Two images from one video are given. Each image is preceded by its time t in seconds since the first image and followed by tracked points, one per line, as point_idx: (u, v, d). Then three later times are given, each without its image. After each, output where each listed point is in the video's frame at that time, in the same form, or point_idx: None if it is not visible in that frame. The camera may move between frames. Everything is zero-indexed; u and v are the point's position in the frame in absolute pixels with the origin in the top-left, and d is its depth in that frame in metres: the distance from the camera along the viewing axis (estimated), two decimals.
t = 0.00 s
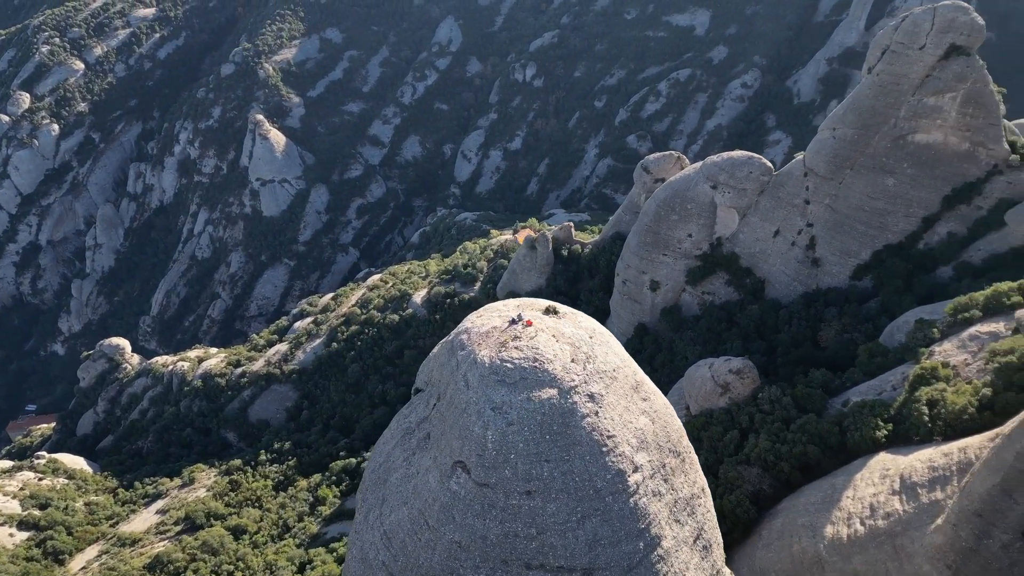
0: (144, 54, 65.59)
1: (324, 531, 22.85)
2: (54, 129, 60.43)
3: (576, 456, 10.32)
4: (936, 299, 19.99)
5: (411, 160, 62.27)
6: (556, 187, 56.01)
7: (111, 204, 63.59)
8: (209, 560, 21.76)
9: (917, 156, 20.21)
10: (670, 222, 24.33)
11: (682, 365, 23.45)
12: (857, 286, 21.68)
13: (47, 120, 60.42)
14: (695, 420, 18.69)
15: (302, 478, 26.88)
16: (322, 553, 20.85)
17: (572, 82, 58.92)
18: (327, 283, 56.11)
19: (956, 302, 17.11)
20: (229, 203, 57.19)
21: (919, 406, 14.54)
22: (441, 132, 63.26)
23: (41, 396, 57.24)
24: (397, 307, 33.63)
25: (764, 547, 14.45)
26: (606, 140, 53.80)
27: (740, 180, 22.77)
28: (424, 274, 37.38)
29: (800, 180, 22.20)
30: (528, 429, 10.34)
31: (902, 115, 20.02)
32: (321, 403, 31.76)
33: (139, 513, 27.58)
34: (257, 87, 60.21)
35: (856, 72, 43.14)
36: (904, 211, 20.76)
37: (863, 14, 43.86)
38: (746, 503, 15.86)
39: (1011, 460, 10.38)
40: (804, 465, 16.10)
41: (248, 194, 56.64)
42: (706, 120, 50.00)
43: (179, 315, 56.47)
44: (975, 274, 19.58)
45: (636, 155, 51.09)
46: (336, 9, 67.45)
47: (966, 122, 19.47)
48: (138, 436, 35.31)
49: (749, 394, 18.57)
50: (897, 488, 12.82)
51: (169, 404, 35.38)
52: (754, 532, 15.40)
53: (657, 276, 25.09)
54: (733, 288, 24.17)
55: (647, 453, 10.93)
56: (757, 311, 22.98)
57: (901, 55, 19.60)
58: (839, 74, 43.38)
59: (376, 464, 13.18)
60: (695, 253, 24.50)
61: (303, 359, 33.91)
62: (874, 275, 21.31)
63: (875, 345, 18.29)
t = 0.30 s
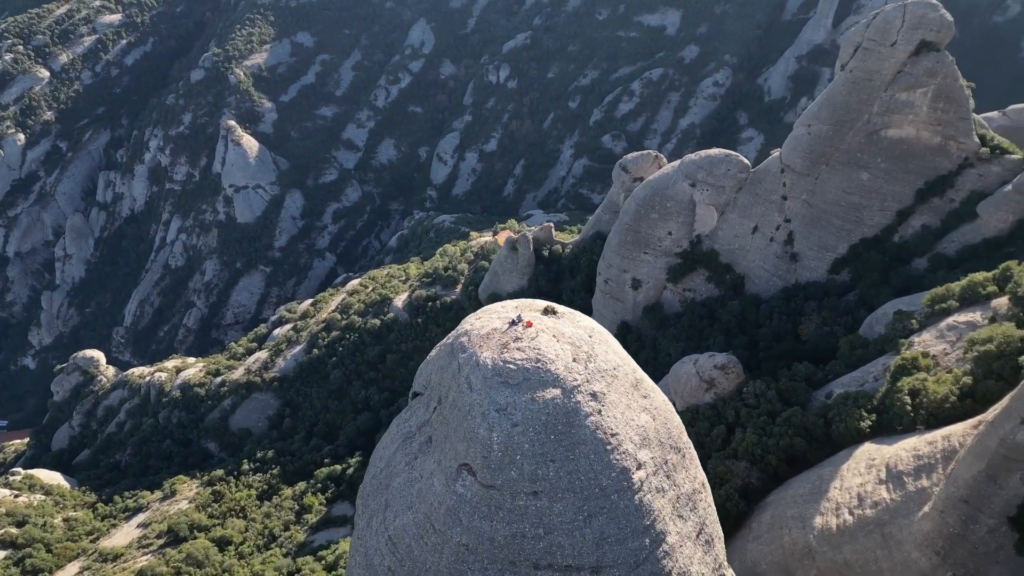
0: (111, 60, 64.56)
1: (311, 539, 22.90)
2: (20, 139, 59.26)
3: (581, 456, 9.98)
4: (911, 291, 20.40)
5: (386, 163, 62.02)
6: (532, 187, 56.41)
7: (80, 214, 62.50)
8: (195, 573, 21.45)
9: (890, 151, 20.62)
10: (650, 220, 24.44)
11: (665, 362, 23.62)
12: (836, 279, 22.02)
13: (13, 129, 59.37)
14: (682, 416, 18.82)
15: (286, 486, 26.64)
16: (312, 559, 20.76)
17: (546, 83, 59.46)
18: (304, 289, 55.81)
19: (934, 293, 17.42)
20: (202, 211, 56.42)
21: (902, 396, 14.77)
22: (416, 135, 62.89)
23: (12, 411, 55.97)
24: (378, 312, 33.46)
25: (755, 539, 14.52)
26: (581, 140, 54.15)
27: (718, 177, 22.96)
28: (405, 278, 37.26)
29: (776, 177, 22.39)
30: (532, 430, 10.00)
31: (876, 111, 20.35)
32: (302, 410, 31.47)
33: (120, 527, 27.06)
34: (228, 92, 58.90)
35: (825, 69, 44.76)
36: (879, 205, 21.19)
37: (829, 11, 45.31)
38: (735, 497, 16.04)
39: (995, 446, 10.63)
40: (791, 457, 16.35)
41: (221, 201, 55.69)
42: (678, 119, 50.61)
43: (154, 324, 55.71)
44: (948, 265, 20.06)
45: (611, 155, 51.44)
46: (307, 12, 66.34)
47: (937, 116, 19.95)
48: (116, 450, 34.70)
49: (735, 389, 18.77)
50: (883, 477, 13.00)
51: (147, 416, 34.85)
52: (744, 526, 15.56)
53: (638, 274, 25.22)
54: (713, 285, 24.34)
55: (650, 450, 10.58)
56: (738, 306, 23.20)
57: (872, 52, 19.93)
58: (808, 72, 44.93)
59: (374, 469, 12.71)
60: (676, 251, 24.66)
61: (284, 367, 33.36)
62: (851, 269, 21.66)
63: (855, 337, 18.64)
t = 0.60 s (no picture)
0: (77, 68, 63.37)
1: (298, 548, 22.57)
2: None
3: (586, 455, 9.94)
4: (888, 284, 20.79)
5: (361, 168, 61.78)
6: (508, 189, 56.51)
7: (49, 224, 61.77)
8: None
9: (864, 147, 21.05)
10: (630, 219, 24.55)
11: (648, 360, 23.67)
12: (814, 274, 22.36)
13: None
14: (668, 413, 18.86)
15: (271, 495, 26.33)
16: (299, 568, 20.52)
17: (519, 84, 59.90)
18: (280, 296, 54.83)
19: (912, 285, 17.73)
20: (175, 219, 55.28)
21: (885, 387, 15.02)
22: (391, 138, 63.02)
23: None
24: (359, 317, 33.25)
25: (746, 533, 14.61)
26: (556, 141, 54.47)
27: (696, 176, 23.32)
28: (385, 283, 37.13)
29: (753, 174, 22.76)
30: (537, 430, 9.94)
31: (849, 107, 20.82)
32: (284, 419, 31.08)
33: (101, 543, 26.54)
34: (198, 99, 58.06)
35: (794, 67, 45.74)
36: (854, 200, 21.55)
37: (796, 10, 45.92)
38: (724, 491, 16.15)
39: (979, 434, 10.86)
40: (778, 451, 16.55)
41: (194, 209, 54.72)
42: (652, 119, 50.98)
43: (127, 336, 54.34)
44: (923, 258, 20.40)
45: (587, 155, 51.63)
46: (277, 16, 65.91)
47: (909, 112, 20.31)
48: (93, 464, 34.05)
49: (719, 384, 18.93)
50: (869, 468, 13.18)
51: (124, 429, 34.38)
52: (733, 520, 15.66)
53: (619, 274, 25.34)
54: (694, 282, 24.46)
55: (654, 447, 10.56)
56: (719, 303, 23.40)
57: (845, 50, 20.42)
58: (778, 71, 45.81)
59: (376, 476, 12.61)
60: (656, 250, 24.80)
61: (264, 375, 33.07)
62: (829, 264, 21.98)
63: (836, 330, 18.85)
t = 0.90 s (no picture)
0: (42, 76, 62.01)
1: (285, 558, 22.44)
2: None
3: (591, 454, 9.63)
4: (865, 278, 21.16)
5: (336, 172, 61.73)
6: (485, 191, 57.29)
7: (16, 236, 60.51)
8: None
9: (838, 143, 21.40)
10: (610, 220, 24.56)
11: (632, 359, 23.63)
12: (792, 269, 22.69)
13: None
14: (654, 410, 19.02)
15: (255, 505, 26.03)
16: None
17: (493, 87, 60.59)
18: (257, 304, 54.12)
19: (889, 278, 18.03)
20: (147, 228, 53.92)
21: (868, 378, 15.30)
22: (365, 142, 62.89)
23: None
24: (340, 322, 33.14)
25: (735, 527, 14.72)
26: (532, 142, 54.80)
27: (675, 175, 23.31)
28: (364, 287, 37.09)
29: (731, 172, 22.94)
30: (541, 431, 9.61)
31: (823, 104, 21.10)
32: (266, 429, 30.60)
33: (81, 559, 25.94)
34: (168, 106, 57.06)
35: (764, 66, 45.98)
36: (830, 196, 21.90)
37: (765, 10, 46.20)
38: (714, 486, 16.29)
39: (962, 422, 11.07)
40: (765, 444, 16.74)
41: (166, 218, 53.47)
42: (626, 118, 51.66)
43: (101, 348, 52.70)
44: (898, 251, 20.78)
45: (562, 155, 52.19)
46: (246, 21, 65.24)
47: (880, 108, 20.74)
48: (70, 480, 33.27)
49: (704, 380, 19.10)
50: (856, 459, 13.38)
51: (101, 443, 33.66)
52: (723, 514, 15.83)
53: (601, 273, 25.46)
54: (674, 280, 24.70)
55: (656, 444, 10.26)
56: (701, 300, 23.58)
57: (818, 47, 20.64)
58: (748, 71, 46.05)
59: (377, 481, 12.22)
60: (637, 249, 24.90)
61: (244, 385, 32.53)
62: (807, 259, 22.32)
63: (817, 324, 19.15)
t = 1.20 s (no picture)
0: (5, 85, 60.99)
1: (271, 567, 22.08)
2: None
3: (595, 453, 9.65)
4: (843, 271, 21.47)
5: (310, 178, 61.19)
6: (462, 194, 56.89)
7: None
8: None
9: (813, 139, 21.74)
10: (591, 219, 24.76)
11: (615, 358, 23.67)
12: (772, 265, 22.89)
13: None
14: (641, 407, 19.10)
15: (239, 516, 25.61)
16: None
17: (467, 89, 60.62)
18: (233, 312, 53.05)
19: (868, 271, 18.34)
20: (117, 238, 53.04)
21: (850, 370, 15.54)
22: (339, 147, 62.13)
23: None
24: (320, 329, 32.87)
25: (726, 521, 14.83)
26: (507, 144, 55.17)
27: (654, 174, 23.77)
28: (343, 293, 36.88)
29: (709, 170, 23.44)
30: (547, 432, 9.60)
31: (798, 102, 21.48)
32: (248, 438, 30.38)
33: None
34: (137, 113, 56.05)
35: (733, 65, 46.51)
36: (806, 191, 22.21)
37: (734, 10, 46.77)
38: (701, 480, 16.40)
39: (946, 411, 11.27)
40: (752, 438, 16.88)
41: (138, 226, 52.57)
42: (600, 119, 52.07)
43: (73, 361, 51.63)
44: (874, 245, 21.09)
45: (538, 156, 52.33)
46: (215, 28, 64.54)
47: (853, 105, 21.05)
48: (45, 496, 32.44)
49: (689, 376, 19.25)
50: (841, 449, 13.57)
51: (78, 457, 33.01)
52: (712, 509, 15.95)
53: (583, 273, 25.52)
54: (655, 278, 24.84)
55: (657, 440, 10.31)
56: (682, 298, 23.70)
57: (791, 47, 21.05)
58: (720, 69, 46.87)
59: (377, 487, 12.11)
60: (617, 248, 25.10)
61: (224, 394, 32.18)
62: (786, 254, 22.55)
63: (798, 319, 19.35)
